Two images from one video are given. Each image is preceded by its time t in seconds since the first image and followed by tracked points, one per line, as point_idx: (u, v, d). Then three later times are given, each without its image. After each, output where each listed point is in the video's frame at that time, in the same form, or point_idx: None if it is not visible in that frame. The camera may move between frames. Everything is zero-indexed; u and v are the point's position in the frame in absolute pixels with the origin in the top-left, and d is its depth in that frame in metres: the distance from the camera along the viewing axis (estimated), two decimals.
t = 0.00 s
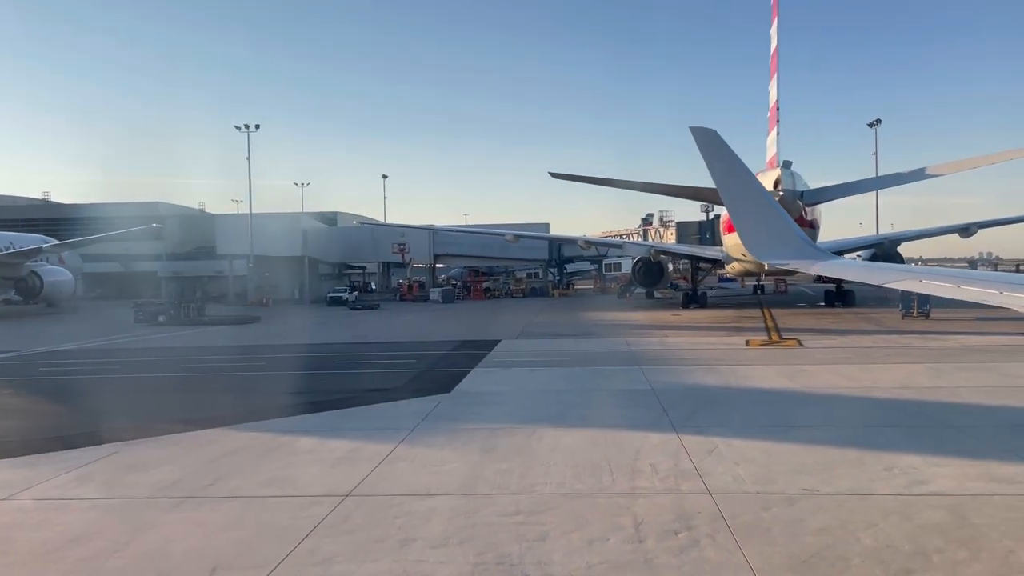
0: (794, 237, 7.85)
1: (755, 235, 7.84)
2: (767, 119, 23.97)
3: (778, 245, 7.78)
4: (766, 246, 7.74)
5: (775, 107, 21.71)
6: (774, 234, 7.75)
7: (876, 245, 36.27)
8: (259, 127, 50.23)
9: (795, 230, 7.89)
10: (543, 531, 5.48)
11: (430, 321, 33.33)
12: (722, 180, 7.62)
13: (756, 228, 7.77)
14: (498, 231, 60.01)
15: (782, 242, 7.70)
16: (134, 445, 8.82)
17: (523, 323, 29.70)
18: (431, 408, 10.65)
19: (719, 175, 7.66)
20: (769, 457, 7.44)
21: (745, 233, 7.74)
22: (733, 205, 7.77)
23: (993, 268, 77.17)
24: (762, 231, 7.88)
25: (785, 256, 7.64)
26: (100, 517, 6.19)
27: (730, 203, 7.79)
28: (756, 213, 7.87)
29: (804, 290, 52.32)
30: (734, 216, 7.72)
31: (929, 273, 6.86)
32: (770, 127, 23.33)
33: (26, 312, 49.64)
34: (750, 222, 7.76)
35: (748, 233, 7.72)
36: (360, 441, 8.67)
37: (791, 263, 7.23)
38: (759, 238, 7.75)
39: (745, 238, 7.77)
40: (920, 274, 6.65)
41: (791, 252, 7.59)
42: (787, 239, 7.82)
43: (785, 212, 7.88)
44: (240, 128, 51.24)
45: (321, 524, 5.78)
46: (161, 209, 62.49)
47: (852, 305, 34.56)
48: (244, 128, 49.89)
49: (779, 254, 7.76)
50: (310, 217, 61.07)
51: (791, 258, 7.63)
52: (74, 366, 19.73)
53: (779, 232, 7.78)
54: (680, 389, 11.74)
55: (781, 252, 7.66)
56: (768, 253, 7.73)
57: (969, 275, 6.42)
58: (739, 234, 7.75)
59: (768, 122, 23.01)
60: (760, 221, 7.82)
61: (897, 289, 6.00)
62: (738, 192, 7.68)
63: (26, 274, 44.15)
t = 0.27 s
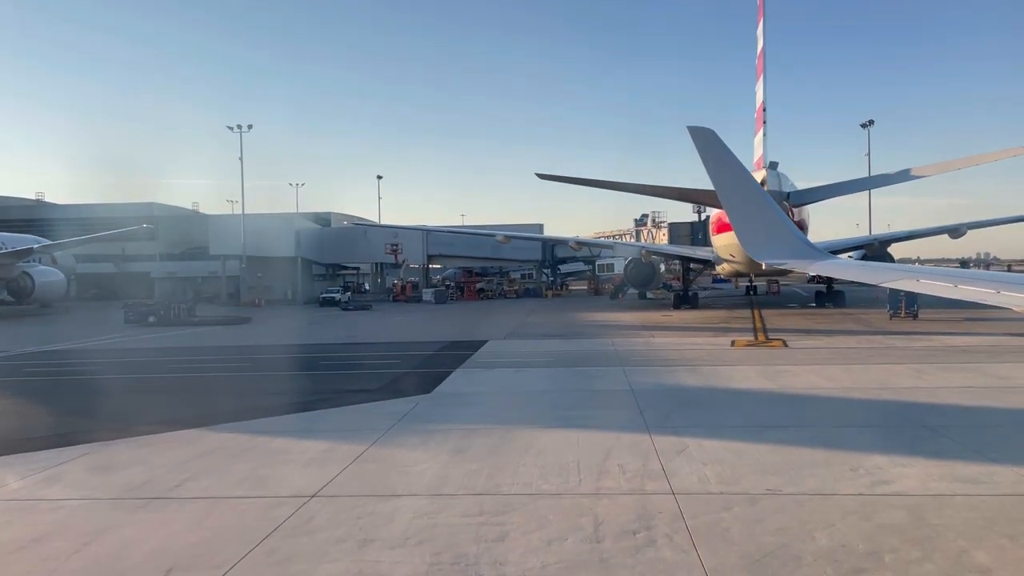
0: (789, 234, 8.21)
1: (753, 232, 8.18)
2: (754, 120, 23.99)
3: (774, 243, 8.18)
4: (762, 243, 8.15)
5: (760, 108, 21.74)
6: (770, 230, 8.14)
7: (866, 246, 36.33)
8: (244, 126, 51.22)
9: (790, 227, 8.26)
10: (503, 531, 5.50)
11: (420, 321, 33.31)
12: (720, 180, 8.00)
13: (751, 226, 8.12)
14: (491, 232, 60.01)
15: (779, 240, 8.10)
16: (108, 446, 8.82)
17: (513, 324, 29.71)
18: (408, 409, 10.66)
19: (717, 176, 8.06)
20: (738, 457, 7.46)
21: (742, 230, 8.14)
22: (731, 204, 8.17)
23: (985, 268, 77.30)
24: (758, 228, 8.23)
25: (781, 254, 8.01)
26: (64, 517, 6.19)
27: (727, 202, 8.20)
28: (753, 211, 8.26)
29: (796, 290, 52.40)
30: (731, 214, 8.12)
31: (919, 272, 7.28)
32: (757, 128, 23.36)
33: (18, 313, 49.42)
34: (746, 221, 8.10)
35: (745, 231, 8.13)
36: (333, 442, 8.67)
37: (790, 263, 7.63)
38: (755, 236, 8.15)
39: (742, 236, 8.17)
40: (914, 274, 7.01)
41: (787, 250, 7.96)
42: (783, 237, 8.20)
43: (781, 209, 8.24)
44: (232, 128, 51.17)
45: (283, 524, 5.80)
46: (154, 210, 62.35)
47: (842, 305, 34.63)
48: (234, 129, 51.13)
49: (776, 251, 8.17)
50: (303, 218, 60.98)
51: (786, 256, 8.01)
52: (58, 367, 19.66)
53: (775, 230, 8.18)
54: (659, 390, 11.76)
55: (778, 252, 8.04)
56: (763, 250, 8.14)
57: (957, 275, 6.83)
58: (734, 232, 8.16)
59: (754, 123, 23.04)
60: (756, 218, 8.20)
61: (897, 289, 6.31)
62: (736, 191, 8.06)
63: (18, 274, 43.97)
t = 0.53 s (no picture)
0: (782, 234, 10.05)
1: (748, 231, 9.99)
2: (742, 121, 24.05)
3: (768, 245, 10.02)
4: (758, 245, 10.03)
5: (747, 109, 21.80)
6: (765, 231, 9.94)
7: (856, 246, 36.41)
8: (244, 128, 49.50)
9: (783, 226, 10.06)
10: (463, 530, 5.51)
11: (411, 322, 33.33)
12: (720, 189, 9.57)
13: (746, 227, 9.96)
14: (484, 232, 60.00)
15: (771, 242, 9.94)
16: (82, 447, 8.81)
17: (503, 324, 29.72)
18: (386, 410, 10.67)
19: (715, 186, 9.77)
20: (706, 458, 7.48)
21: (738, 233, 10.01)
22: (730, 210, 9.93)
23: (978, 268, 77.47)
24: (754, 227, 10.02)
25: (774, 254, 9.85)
26: (29, 518, 6.19)
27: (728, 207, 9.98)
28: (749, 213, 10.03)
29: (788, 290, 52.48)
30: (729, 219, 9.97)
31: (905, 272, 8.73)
32: (744, 129, 23.40)
33: (10, 313, 49.27)
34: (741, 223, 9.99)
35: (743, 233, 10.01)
36: (306, 442, 8.67)
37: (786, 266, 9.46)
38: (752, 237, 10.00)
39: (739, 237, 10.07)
40: (904, 275, 8.41)
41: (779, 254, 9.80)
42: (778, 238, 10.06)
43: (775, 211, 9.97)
44: (225, 128, 51.04)
45: (246, 524, 5.80)
46: (149, 210, 62.28)
47: (832, 306, 34.72)
48: (229, 129, 49.07)
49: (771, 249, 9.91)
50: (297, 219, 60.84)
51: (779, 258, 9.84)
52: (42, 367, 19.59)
53: (769, 232, 10.02)
54: (638, 391, 11.78)
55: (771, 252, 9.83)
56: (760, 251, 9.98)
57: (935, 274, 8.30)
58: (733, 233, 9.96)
59: (742, 124, 23.07)
60: (752, 220, 9.98)
61: (891, 290, 7.79)
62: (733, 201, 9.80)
63: (11, 275, 43.83)
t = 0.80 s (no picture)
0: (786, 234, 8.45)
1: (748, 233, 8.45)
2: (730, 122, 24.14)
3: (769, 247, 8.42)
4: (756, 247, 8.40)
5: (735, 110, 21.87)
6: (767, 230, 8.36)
7: (847, 247, 36.56)
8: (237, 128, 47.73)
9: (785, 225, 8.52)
10: (427, 531, 5.53)
11: (403, 322, 33.35)
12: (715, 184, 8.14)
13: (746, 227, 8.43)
14: (479, 233, 60.09)
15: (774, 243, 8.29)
16: (58, 448, 8.81)
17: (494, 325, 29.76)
18: (366, 411, 10.68)
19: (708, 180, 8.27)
20: (678, 458, 7.51)
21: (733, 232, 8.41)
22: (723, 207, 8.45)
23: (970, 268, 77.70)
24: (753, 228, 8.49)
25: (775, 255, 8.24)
26: None
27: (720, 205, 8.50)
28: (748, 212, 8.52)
29: (781, 290, 52.55)
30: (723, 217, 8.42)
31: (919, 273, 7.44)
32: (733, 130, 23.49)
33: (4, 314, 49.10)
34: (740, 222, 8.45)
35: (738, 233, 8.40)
36: (282, 444, 8.68)
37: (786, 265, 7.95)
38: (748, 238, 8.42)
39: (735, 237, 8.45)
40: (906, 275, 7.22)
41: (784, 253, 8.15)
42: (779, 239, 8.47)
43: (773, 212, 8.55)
44: (220, 129, 51.07)
45: (212, 525, 5.80)
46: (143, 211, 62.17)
47: (823, 306, 34.79)
48: (222, 129, 47.70)
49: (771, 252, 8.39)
50: (292, 219, 60.72)
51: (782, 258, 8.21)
52: (29, 368, 19.56)
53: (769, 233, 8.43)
54: (619, 391, 11.82)
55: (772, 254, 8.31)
56: (757, 252, 8.42)
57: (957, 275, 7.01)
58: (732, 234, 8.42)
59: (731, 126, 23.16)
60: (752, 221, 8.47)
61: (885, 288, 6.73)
62: (729, 195, 8.33)
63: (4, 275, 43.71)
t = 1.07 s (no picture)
0: (784, 237, 8.58)
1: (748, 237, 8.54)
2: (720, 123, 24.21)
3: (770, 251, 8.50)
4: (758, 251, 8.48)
5: (723, 112, 21.92)
6: (765, 234, 8.45)
7: (840, 247, 36.62)
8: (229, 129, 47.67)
9: (784, 229, 8.63)
10: (392, 533, 5.53)
11: (396, 323, 33.35)
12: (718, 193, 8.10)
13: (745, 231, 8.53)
14: (474, 233, 60.11)
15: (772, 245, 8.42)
16: (35, 449, 8.79)
17: (487, 325, 29.76)
18: (347, 412, 10.67)
19: (710, 186, 8.36)
20: (652, 459, 7.52)
21: (734, 237, 8.51)
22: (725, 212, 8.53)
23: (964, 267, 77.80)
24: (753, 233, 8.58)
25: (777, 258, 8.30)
26: None
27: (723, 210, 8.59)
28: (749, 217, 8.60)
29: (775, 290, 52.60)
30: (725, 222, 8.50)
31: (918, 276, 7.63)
32: (723, 131, 23.54)
33: None
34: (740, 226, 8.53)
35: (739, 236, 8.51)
36: (259, 445, 8.68)
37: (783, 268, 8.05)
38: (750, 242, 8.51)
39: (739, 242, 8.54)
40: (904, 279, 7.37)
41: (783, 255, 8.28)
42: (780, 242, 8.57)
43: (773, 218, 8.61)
44: (214, 129, 50.97)
45: (179, 527, 5.80)
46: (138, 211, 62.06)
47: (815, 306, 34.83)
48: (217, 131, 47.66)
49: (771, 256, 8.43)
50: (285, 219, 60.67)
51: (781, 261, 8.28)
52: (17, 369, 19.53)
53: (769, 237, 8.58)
54: (602, 392, 11.82)
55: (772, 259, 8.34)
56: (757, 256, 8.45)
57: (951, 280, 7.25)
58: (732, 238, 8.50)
59: (721, 126, 23.21)
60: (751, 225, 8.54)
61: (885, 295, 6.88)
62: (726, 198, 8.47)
63: None
